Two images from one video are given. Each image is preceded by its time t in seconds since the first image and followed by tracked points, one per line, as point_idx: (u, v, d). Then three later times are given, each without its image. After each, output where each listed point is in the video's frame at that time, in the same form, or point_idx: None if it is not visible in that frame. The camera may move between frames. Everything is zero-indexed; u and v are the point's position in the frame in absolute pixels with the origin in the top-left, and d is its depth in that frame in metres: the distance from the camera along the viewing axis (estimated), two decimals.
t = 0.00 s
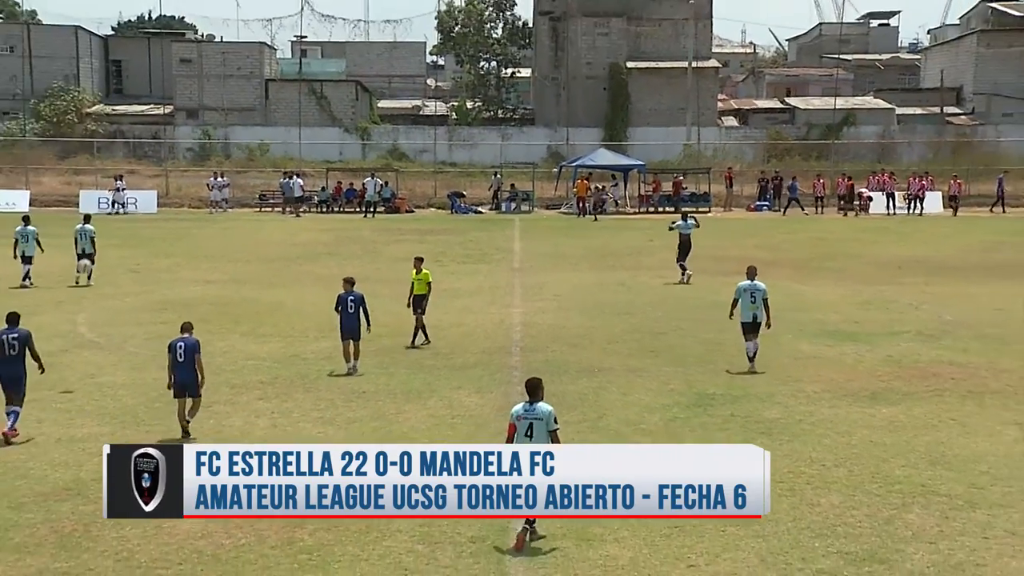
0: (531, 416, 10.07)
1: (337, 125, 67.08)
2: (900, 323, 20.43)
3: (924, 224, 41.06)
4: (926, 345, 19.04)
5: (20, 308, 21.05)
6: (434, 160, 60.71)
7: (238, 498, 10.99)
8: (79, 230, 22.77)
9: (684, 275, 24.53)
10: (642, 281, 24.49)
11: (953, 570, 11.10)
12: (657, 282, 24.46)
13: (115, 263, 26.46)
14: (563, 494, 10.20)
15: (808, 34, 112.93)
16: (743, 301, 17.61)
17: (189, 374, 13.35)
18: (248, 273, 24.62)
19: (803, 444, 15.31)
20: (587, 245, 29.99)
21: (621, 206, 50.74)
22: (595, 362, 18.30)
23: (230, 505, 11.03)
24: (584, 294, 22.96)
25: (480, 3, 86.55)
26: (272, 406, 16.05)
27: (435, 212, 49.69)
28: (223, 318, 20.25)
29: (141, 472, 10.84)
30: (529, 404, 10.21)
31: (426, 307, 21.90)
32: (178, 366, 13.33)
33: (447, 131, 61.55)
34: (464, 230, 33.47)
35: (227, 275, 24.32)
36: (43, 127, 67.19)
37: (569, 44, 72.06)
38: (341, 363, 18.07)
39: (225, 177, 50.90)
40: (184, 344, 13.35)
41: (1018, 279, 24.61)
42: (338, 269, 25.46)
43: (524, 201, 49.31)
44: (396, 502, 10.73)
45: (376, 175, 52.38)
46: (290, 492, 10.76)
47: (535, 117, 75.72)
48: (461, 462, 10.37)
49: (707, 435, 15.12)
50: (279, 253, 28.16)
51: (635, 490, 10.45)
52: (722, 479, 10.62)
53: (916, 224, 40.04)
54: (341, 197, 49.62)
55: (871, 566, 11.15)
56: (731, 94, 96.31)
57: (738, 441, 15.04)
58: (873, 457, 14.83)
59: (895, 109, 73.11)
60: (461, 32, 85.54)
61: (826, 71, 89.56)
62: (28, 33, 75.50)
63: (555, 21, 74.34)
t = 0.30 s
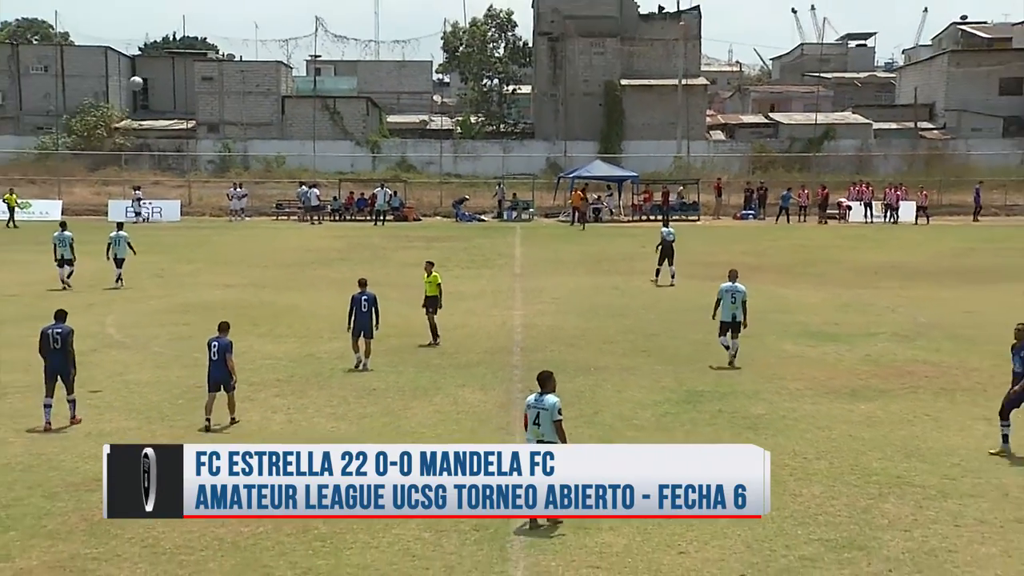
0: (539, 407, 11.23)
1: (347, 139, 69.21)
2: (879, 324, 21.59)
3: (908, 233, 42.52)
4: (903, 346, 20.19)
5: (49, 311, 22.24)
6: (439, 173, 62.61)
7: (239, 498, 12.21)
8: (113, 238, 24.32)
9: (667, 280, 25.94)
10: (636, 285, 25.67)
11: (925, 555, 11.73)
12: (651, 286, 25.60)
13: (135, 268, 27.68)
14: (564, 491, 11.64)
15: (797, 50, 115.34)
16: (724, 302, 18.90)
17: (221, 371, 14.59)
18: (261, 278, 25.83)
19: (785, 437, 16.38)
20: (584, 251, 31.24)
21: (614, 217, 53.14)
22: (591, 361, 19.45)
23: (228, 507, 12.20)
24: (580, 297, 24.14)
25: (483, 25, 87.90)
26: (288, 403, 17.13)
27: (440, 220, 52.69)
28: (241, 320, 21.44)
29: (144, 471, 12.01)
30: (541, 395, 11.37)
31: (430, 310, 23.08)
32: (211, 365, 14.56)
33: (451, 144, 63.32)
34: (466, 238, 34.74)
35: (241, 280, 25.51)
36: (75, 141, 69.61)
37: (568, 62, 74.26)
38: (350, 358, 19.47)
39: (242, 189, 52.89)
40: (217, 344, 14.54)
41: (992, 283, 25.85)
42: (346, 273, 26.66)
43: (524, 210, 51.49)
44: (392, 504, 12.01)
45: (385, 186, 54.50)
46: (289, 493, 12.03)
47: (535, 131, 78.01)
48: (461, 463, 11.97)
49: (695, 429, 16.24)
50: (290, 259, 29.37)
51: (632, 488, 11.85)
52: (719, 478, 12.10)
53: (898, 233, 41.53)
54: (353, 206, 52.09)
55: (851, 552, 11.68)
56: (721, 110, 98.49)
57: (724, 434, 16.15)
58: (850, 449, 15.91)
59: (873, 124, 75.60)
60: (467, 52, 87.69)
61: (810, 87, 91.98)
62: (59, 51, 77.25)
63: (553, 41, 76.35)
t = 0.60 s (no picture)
0: (558, 400, 12.27)
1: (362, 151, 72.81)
2: (861, 325, 22.81)
3: (892, 239, 44.29)
4: (883, 345, 21.41)
5: (80, 314, 23.56)
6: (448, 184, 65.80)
7: (239, 498, 12.68)
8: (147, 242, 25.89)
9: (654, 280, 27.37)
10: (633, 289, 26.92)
11: (903, 542, 12.83)
12: (647, 289, 26.89)
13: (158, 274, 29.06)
14: (565, 489, 12.35)
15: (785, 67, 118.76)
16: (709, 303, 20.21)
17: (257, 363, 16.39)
18: (277, 282, 27.14)
19: (772, 430, 17.56)
20: (584, 256, 32.59)
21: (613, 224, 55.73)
22: (590, 360, 20.65)
23: (229, 504, 12.70)
24: (580, 299, 25.37)
25: (490, 43, 92.17)
26: (307, 399, 18.33)
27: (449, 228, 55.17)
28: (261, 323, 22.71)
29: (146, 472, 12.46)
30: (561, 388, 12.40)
31: (438, 312, 24.33)
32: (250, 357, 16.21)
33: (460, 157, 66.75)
34: (471, 246, 36.13)
35: (259, 284, 26.80)
36: (106, 154, 72.88)
37: (568, 79, 78.08)
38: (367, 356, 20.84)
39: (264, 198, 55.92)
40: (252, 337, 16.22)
41: (968, 286, 27.20)
42: (358, 278, 27.95)
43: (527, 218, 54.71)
44: (396, 502, 12.56)
45: (398, 195, 57.33)
46: (291, 491, 12.46)
47: (538, 143, 81.98)
48: (463, 464, 12.50)
49: (687, 424, 17.42)
50: (303, 265, 30.71)
51: (632, 484, 12.44)
52: (715, 474, 12.64)
53: (878, 241, 43.32)
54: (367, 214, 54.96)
55: (834, 539, 12.78)
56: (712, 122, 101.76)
57: (714, 428, 17.33)
58: (832, 442, 17.09)
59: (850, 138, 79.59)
60: (472, 69, 92.22)
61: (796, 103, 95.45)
62: (93, 68, 80.89)
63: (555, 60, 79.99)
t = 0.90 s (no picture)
0: (574, 394, 13.37)
1: (376, 164, 76.87)
2: (845, 327, 24.10)
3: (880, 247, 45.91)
4: (865, 346, 22.69)
5: (110, 318, 24.97)
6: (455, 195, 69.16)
7: (239, 499, 12.73)
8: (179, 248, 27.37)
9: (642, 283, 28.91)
10: (630, 292, 28.28)
11: (884, 530, 14.08)
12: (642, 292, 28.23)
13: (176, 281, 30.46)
14: (564, 492, 12.43)
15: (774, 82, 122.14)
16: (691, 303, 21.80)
17: (285, 361, 18.22)
18: (293, 288, 28.54)
19: (759, 425, 18.79)
20: (584, 262, 34.01)
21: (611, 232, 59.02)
22: (590, 359, 21.94)
23: (226, 505, 12.77)
24: (580, 303, 26.73)
25: (494, 62, 95.45)
26: (322, 397, 19.57)
27: (454, 236, 58.49)
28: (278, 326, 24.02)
29: (143, 472, 12.35)
30: (574, 383, 13.52)
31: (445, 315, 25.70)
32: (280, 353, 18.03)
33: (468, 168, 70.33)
34: (477, 255, 37.63)
35: (276, 290, 28.23)
36: (137, 166, 76.56)
37: (568, 96, 81.81)
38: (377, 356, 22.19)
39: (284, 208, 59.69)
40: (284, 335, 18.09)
41: (946, 290, 28.63)
42: (368, 284, 29.36)
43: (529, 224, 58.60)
44: (397, 503, 12.63)
45: (407, 204, 60.71)
46: (290, 495, 12.55)
47: (540, 156, 85.93)
48: (462, 464, 12.43)
49: (681, 421, 18.64)
50: (316, 271, 32.16)
51: (637, 489, 12.41)
52: (723, 479, 12.56)
53: (863, 248, 45.10)
54: (379, 223, 58.83)
55: (818, 528, 14.05)
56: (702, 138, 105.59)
57: (709, 424, 18.56)
58: (817, 437, 18.32)
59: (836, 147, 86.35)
60: (478, 87, 95.64)
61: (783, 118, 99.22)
62: (126, 88, 84.27)
63: (556, 78, 83.03)
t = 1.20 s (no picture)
0: (584, 389, 14.72)
1: (385, 176, 81.18)
2: (826, 329, 25.50)
3: (866, 256, 47.69)
4: (845, 347, 24.06)
5: (134, 321, 26.43)
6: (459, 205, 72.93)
7: (239, 499, 13.13)
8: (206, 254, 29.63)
9: (628, 287, 30.71)
10: (624, 297, 29.71)
11: (861, 519, 15.29)
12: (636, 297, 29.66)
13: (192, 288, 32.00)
14: (563, 491, 12.93)
15: (763, 97, 126.23)
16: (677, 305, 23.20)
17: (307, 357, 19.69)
18: (304, 294, 30.05)
19: (744, 421, 20.09)
20: (581, 269, 35.56)
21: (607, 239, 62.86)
22: (586, 359, 23.31)
23: (229, 506, 13.17)
24: (577, 307, 28.16)
25: (497, 81, 99.49)
26: (333, 395, 20.90)
27: (458, 243, 62.38)
28: (291, 330, 25.45)
29: (142, 471, 12.87)
30: (584, 379, 14.88)
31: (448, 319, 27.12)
32: (301, 351, 19.78)
33: (470, 180, 72.55)
34: (479, 262, 39.25)
35: (289, 295, 29.72)
36: (161, 177, 80.62)
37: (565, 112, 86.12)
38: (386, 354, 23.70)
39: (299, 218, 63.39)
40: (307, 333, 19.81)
41: (922, 295, 30.20)
42: (375, 290, 30.85)
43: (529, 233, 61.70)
44: (398, 504, 13.05)
45: (414, 213, 64.28)
46: (291, 495, 12.99)
47: (539, 168, 89.79)
48: (464, 465, 12.85)
49: (671, 417, 19.97)
50: (326, 278, 33.71)
51: (636, 489, 12.92)
52: (720, 480, 13.10)
53: (849, 256, 46.87)
54: (389, 232, 62.20)
55: (800, 517, 15.30)
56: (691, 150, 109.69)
57: (698, 420, 19.89)
58: (799, 433, 19.61)
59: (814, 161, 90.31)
60: (481, 104, 98.96)
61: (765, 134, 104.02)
62: (151, 105, 89.69)
63: (554, 95, 87.06)
